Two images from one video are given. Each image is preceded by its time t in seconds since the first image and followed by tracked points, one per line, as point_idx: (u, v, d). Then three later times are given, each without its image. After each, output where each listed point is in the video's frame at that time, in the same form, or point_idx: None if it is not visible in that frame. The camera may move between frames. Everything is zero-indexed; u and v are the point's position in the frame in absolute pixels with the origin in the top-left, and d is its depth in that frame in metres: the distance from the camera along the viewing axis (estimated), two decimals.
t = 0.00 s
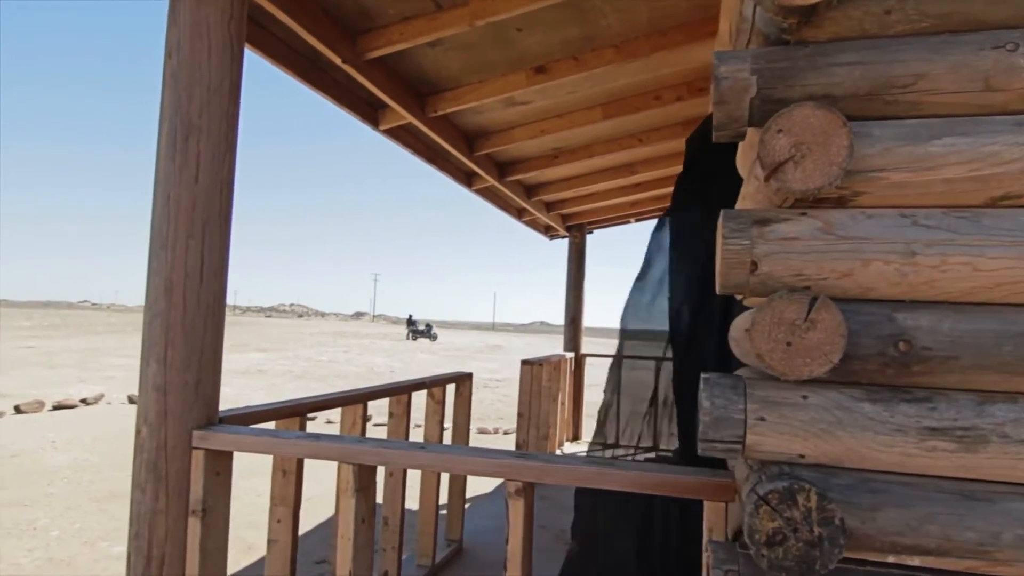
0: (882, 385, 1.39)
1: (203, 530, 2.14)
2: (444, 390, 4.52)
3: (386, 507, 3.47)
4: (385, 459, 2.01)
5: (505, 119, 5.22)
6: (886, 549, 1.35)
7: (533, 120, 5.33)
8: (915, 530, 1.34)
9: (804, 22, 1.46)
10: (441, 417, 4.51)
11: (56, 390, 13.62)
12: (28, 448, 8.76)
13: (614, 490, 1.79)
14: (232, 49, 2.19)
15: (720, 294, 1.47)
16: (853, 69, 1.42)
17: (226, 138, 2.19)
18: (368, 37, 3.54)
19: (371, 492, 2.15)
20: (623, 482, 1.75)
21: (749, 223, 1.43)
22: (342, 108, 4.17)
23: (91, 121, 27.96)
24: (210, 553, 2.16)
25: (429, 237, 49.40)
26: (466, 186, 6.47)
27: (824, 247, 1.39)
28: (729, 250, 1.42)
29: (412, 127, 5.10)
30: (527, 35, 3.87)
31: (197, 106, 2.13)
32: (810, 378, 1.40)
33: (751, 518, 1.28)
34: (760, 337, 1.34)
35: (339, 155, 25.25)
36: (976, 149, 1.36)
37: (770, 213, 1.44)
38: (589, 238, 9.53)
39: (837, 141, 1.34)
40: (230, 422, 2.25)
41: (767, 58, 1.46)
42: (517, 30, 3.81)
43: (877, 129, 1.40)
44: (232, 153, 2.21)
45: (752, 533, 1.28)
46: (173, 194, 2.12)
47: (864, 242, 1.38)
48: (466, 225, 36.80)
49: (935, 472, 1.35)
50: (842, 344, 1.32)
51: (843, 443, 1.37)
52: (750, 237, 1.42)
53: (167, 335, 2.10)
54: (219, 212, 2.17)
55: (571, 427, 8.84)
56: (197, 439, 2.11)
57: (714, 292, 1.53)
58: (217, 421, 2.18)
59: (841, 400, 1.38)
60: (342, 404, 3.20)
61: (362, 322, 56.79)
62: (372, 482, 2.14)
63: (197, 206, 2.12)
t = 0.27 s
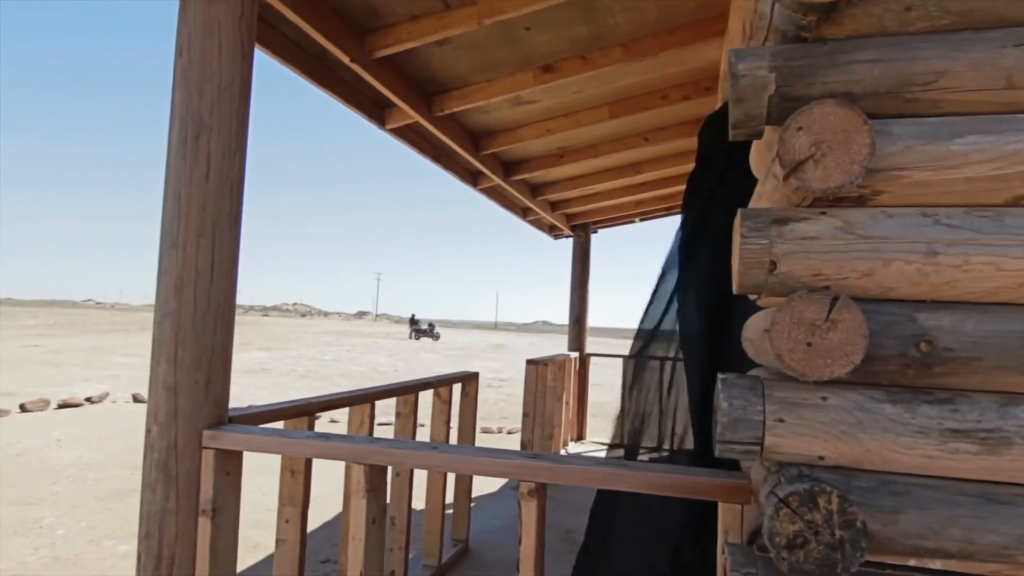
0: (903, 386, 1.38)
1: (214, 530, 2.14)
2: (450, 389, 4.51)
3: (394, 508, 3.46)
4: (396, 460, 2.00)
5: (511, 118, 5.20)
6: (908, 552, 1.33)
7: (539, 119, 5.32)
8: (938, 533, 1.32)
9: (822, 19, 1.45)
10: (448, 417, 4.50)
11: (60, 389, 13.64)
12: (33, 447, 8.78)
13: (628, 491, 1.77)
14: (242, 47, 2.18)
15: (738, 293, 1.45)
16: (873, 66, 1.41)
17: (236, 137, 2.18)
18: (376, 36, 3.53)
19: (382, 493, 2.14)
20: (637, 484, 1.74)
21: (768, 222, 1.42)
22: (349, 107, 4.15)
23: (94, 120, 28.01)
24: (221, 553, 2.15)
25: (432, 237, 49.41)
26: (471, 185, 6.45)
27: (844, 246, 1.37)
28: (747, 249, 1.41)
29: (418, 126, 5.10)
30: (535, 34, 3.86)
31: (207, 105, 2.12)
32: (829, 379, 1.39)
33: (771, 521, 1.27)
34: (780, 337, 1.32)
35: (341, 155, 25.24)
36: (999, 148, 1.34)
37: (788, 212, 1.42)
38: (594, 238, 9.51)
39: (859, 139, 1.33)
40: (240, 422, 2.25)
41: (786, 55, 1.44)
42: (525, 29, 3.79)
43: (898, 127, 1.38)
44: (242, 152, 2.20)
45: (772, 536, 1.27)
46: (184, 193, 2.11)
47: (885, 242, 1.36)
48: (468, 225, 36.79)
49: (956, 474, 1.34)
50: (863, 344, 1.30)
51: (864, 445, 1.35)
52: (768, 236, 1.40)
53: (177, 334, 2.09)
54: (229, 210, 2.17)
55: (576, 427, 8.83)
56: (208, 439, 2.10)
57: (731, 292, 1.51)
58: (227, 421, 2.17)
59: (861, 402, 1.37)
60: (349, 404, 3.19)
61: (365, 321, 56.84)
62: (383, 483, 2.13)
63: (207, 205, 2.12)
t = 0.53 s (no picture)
0: (926, 387, 1.37)
1: (226, 529, 2.13)
2: (457, 389, 4.50)
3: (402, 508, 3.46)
4: (410, 460, 1.99)
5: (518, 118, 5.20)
6: (930, 555, 1.32)
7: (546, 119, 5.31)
8: (960, 535, 1.31)
9: (843, 16, 1.44)
10: (455, 417, 4.49)
11: (66, 388, 13.68)
12: (40, 445, 8.80)
13: (643, 492, 1.76)
14: (255, 45, 2.17)
15: (757, 293, 1.44)
16: (897, 64, 1.40)
17: (249, 136, 2.18)
18: (385, 36, 3.52)
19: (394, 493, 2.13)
20: (653, 485, 1.72)
21: (788, 221, 1.40)
22: (357, 106, 4.15)
23: (99, 121, 28.05)
24: (233, 552, 2.15)
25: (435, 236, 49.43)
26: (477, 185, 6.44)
27: (866, 245, 1.36)
28: (766, 248, 1.39)
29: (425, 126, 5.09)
30: (544, 33, 3.84)
31: (220, 104, 2.12)
32: (850, 380, 1.37)
33: (792, 523, 1.25)
34: (801, 338, 1.31)
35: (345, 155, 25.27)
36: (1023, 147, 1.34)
37: (808, 212, 1.41)
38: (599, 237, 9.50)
39: (881, 138, 1.31)
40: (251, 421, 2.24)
41: (806, 53, 1.43)
42: (534, 28, 3.78)
43: (921, 126, 1.38)
44: (254, 151, 2.20)
45: (793, 538, 1.25)
46: (196, 191, 2.10)
47: (908, 241, 1.35)
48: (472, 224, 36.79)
49: (980, 476, 1.33)
50: (886, 345, 1.29)
51: (886, 447, 1.34)
52: (789, 236, 1.39)
53: (189, 333, 2.08)
54: (240, 209, 2.16)
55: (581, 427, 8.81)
56: (220, 438, 2.10)
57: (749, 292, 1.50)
58: (239, 420, 2.17)
59: (883, 403, 1.35)
60: (357, 403, 3.18)
61: (369, 321, 56.89)
62: (396, 483, 2.12)
63: (219, 205, 2.11)
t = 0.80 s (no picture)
0: (946, 388, 1.36)
1: (239, 528, 2.14)
2: (465, 389, 4.50)
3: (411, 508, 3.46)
4: (424, 459, 1.99)
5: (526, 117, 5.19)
6: (951, 557, 1.31)
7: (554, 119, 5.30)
8: (982, 538, 1.30)
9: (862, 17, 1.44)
10: (463, 417, 4.49)
11: (73, 386, 13.74)
12: (48, 443, 8.84)
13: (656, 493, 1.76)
14: (268, 45, 2.18)
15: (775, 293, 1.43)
16: (917, 63, 1.40)
17: (262, 135, 2.18)
18: (395, 36, 3.52)
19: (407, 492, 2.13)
20: (667, 486, 1.72)
21: (808, 221, 1.39)
22: (366, 106, 4.15)
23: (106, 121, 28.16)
24: (246, 550, 2.16)
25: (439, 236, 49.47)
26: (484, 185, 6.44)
27: (886, 246, 1.36)
28: (785, 248, 1.38)
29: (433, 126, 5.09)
30: (553, 33, 3.84)
31: (234, 104, 2.12)
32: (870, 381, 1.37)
33: (812, 525, 1.24)
34: (821, 338, 1.30)
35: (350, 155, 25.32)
36: None
37: (828, 212, 1.40)
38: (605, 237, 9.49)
39: (902, 138, 1.31)
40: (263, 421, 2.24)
41: (826, 52, 1.43)
42: (543, 27, 3.78)
43: (942, 126, 1.37)
44: (267, 151, 2.20)
45: (814, 540, 1.24)
46: (211, 191, 2.11)
47: (929, 241, 1.35)
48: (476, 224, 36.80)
49: (1001, 479, 1.32)
50: (907, 345, 1.29)
51: (907, 448, 1.33)
52: (809, 236, 1.38)
53: (203, 332, 2.09)
54: (254, 209, 2.16)
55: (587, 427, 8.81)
56: (234, 437, 2.10)
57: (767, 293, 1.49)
58: (252, 419, 2.18)
59: (904, 404, 1.35)
60: (367, 403, 3.19)
61: (373, 320, 56.97)
62: (409, 482, 2.12)
63: (234, 204, 2.11)
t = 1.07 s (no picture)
0: (963, 390, 1.37)
1: (254, 526, 2.15)
2: (474, 389, 4.51)
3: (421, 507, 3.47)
4: (438, 459, 2.00)
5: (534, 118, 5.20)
6: (969, 559, 1.32)
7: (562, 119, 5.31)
8: (1000, 540, 1.31)
9: (880, 18, 1.43)
10: (471, 416, 4.50)
11: (82, 384, 13.82)
12: (56, 441, 8.89)
13: (671, 493, 1.76)
14: (283, 47, 2.19)
15: (792, 294, 1.43)
16: (935, 65, 1.40)
17: (277, 136, 2.19)
18: (405, 37, 3.54)
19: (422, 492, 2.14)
20: (681, 486, 1.72)
21: (825, 222, 1.39)
22: (375, 106, 4.17)
23: (113, 121, 28.26)
24: (261, 548, 2.17)
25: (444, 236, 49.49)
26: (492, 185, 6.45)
27: (904, 247, 1.36)
28: (803, 249, 1.38)
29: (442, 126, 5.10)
30: (563, 34, 3.84)
31: (249, 105, 2.13)
32: (887, 382, 1.37)
33: (832, 525, 1.25)
34: (840, 339, 1.30)
35: (355, 155, 25.35)
36: None
37: (845, 213, 1.40)
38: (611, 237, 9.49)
39: (921, 139, 1.30)
40: (277, 419, 2.26)
41: (843, 55, 1.43)
42: (553, 28, 3.79)
43: (959, 127, 1.38)
44: (282, 152, 2.21)
45: (833, 540, 1.24)
46: (226, 192, 2.12)
47: (947, 243, 1.35)
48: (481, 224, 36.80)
49: (1019, 480, 1.33)
50: (926, 346, 1.29)
51: (925, 449, 1.34)
52: (826, 237, 1.38)
53: (219, 331, 2.10)
54: (269, 209, 2.18)
55: (593, 427, 8.80)
56: (249, 435, 2.12)
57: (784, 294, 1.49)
58: (266, 418, 2.19)
59: (922, 406, 1.35)
60: (376, 402, 3.20)
61: (378, 320, 57.09)
62: (423, 482, 2.13)
63: (249, 205, 2.13)
